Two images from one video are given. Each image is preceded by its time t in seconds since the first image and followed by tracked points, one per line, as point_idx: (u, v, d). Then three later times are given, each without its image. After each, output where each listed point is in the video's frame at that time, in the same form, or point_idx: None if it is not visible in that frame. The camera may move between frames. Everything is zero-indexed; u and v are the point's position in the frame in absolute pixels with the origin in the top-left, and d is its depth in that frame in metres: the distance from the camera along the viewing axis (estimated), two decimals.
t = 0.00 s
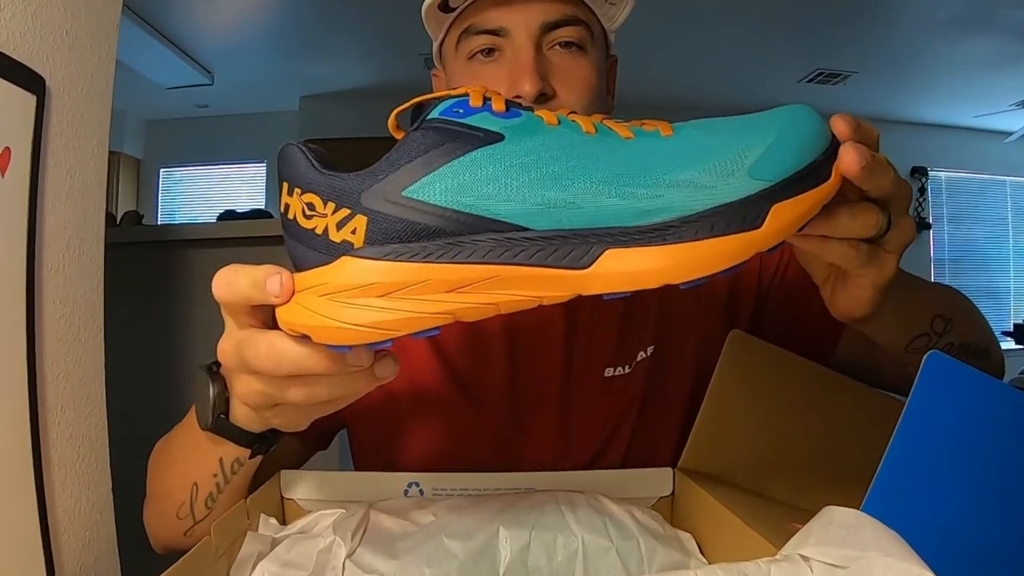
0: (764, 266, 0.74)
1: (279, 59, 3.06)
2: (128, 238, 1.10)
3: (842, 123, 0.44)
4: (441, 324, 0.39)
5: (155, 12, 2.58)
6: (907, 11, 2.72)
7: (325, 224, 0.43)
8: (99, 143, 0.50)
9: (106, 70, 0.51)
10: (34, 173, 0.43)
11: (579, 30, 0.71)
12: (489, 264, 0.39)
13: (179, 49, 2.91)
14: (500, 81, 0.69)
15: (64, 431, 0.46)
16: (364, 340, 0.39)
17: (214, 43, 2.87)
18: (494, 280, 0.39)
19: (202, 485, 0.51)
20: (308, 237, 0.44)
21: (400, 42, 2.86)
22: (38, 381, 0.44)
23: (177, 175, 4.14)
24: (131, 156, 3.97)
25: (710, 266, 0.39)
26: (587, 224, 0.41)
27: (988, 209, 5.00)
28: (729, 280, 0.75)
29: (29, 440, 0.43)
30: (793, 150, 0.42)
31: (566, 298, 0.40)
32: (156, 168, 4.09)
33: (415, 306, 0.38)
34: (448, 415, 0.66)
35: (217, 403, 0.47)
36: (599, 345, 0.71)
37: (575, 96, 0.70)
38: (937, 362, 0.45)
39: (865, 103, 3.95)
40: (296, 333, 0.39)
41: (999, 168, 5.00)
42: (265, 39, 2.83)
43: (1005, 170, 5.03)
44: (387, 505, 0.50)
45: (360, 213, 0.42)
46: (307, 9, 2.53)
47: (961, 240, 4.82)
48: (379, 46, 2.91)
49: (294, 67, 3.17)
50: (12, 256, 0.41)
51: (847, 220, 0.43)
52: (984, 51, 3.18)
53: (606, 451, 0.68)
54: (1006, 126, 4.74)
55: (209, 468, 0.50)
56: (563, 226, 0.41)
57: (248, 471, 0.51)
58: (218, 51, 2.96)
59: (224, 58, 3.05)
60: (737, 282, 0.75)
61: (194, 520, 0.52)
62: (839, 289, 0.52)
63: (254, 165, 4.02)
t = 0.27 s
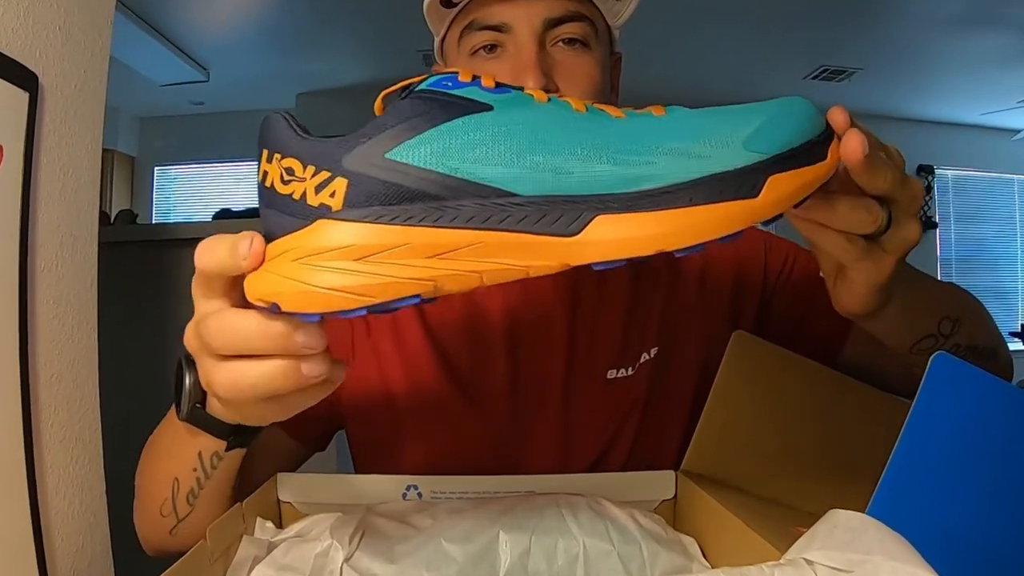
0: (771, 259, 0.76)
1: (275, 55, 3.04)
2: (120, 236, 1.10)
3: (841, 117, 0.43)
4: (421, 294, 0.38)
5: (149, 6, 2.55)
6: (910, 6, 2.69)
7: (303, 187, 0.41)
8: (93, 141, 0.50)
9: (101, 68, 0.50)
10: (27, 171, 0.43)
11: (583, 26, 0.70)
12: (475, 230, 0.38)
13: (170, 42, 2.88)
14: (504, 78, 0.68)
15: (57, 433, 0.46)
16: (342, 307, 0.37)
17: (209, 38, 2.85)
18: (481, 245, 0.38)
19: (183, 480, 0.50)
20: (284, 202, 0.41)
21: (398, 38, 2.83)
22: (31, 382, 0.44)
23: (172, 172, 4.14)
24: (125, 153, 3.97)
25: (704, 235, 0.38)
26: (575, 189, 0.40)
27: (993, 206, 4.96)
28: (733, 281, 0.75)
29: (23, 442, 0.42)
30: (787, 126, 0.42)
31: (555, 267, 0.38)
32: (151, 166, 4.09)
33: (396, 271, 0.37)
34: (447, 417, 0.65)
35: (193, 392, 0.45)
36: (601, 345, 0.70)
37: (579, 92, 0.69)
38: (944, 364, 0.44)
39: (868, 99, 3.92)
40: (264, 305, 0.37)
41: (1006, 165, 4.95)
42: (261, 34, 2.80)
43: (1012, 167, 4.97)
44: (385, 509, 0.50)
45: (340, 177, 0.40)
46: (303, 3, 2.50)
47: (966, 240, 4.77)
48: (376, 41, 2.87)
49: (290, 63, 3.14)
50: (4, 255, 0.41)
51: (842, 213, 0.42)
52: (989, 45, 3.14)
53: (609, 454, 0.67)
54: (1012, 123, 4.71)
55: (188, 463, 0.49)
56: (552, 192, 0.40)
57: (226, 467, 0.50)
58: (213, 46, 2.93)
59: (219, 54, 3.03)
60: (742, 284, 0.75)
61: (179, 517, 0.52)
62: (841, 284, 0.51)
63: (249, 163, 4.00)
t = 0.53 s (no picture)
0: (777, 266, 0.73)
1: (272, 51, 3.01)
2: (112, 234, 1.10)
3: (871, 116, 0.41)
4: (399, 235, 0.29)
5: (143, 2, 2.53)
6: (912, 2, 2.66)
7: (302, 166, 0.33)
8: (88, 140, 0.49)
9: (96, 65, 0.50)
10: (19, 169, 0.42)
11: (587, 23, 0.66)
12: (468, 175, 0.31)
13: (163, 37, 2.85)
14: (505, 76, 0.64)
15: (50, 434, 0.45)
16: (303, 249, 0.30)
17: (204, 34, 2.82)
18: (470, 185, 0.30)
19: (166, 482, 0.48)
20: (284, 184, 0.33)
21: (396, 34, 2.79)
22: (22, 382, 0.43)
23: (166, 170, 4.08)
24: (119, 151, 3.95)
25: (734, 152, 0.30)
26: (594, 133, 0.32)
27: (1002, 206, 4.89)
28: (741, 282, 0.73)
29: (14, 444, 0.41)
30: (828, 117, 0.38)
31: (559, 203, 0.30)
32: (145, 165, 4.06)
33: (368, 211, 0.30)
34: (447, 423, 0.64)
35: (177, 386, 0.45)
36: (603, 347, 0.69)
37: (584, 91, 0.63)
38: (950, 365, 0.43)
39: (874, 96, 3.87)
40: (244, 271, 0.33)
41: (1014, 164, 4.89)
42: (257, 31, 2.77)
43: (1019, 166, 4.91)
44: (383, 512, 0.49)
45: (337, 146, 0.33)
46: None
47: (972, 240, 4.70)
48: (374, 38, 2.84)
49: (287, 60, 3.11)
50: None
51: (851, 215, 0.41)
52: (998, 40, 3.09)
53: (610, 457, 0.66)
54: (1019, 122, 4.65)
55: (171, 464, 0.47)
56: (570, 131, 0.32)
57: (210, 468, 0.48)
58: (209, 42, 2.91)
59: (215, 51, 3.00)
60: (749, 285, 0.73)
61: (164, 522, 0.49)
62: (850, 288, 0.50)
63: (246, 161, 3.97)
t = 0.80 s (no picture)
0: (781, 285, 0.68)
1: (268, 47, 2.98)
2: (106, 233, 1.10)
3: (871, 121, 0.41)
4: (382, 166, 0.30)
5: None
6: None
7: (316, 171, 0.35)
8: (81, 138, 0.48)
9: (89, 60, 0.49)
10: (11, 167, 0.42)
11: (588, 19, 0.65)
12: (473, 138, 0.32)
13: (156, 33, 2.82)
14: (506, 74, 0.63)
15: (42, 437, 0.44)
16: (289, 184, 0.30)
17: (198, 30, 2.79)
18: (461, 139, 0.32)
19: (156, 488, 0.47)
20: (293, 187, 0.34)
21: (393, 30, 2.77)
22: (14, 384, 0.42)
23: (159, 167, 4.06)
24: (112, 148, 3.94)
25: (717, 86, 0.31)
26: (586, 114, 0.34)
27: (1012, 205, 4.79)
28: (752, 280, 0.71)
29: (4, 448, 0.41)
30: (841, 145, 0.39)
31: (548, 143, 0.31)
32: (139, 162, 4.03)
33: (364, 152, 0.31)
34: (448, 431, 0.64)
35: (163, 390, 0.44)
36: (606, 348, 0.67)
37: (586, 88, 0.61)
38: (957, 366, 0.42)
39: (876, 94, 3.84)
40: (232, 230, 0.32)
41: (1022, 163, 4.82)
42: (252, 26, 2.74)
43: None
44: (381, 517, 0.48)
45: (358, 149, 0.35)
46: None
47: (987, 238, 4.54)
48: (370, 34, 2.81)
49: (283, 56, 3.08)
50: None
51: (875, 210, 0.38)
52: (1000, 36, 3.06)
53: (612, 459, 0.66)
54: None
55: (159, 470, 0.47)
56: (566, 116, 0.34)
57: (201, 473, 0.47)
58: (204, 38, 2.88)
59: (211, 47, 2.98)
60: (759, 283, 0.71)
61: (156, 526, 0.49)
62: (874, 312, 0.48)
63: (241, 158, 3.95)
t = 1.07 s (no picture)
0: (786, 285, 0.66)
1: (265, 43, 2.97)
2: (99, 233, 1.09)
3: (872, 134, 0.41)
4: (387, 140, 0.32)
5: None
6: None
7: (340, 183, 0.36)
8: (73, 136, 0.47)
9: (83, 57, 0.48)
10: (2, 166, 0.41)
11: (587, 16, 0.64)
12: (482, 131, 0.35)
13: (151, 29, 2.81)
14: (504, 71, 0.62)
15: (35, 442, 0.44)
16: (292, 155, 0.33)
17: (194, 25, 2.78)
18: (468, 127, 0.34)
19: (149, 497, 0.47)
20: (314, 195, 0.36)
21: (391, 26, 2.76)
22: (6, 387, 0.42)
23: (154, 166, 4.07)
24: (106, 147, 3.94)
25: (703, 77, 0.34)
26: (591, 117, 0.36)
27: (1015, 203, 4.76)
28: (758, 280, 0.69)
29: None
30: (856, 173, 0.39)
31: (548, 123, 0.33)
32: (133, 161, 4.03)
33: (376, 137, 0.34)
34: (448, 432, 0.64)
35: (158, 399, 0.43)
36: (607, 349, 0.66)
37: (585, 84, 0.61)
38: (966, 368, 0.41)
39: (877, 92, 3.82)
40: (230, 209, 0.34)
41: None
42: (249, 21, 2.73)
43: None
44: (380, 520, 0.47)
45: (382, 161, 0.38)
46: None
47: (994, 237, 4.49)
48: (367, 29, 2.80)
49: (281, 52, 3.07)
50: None
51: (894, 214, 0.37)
52: (1001, 33, 3.04)
53: (615, 463, 0.65)
54: None
55: (153, 480, 0.47)
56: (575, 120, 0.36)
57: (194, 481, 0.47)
58: (201, 34, 2.87)
59: (208, 43, 2.97)
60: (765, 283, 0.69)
61: (152, 533, 0.48)
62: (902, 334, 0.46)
63: (237, 156, 3.93)
